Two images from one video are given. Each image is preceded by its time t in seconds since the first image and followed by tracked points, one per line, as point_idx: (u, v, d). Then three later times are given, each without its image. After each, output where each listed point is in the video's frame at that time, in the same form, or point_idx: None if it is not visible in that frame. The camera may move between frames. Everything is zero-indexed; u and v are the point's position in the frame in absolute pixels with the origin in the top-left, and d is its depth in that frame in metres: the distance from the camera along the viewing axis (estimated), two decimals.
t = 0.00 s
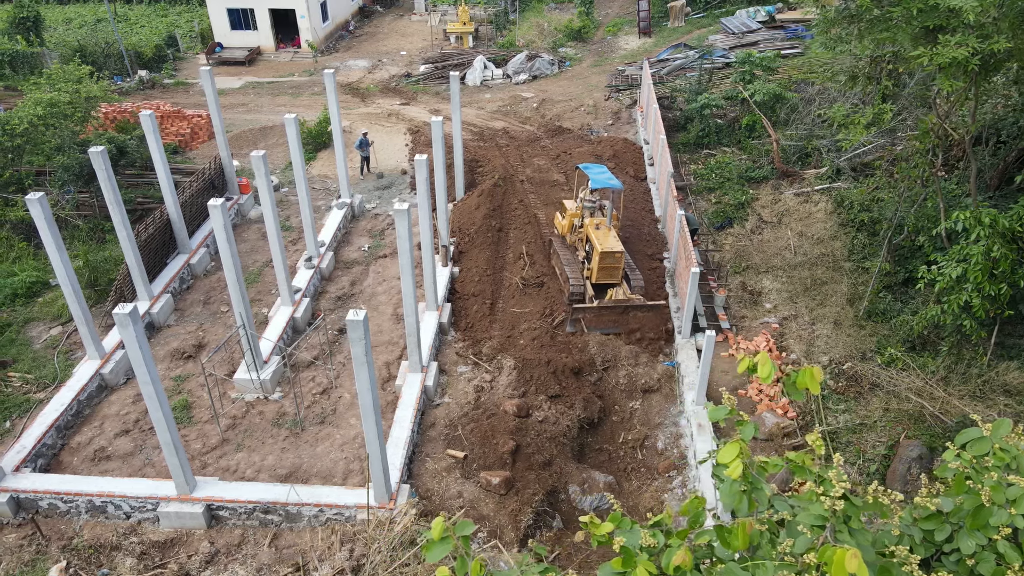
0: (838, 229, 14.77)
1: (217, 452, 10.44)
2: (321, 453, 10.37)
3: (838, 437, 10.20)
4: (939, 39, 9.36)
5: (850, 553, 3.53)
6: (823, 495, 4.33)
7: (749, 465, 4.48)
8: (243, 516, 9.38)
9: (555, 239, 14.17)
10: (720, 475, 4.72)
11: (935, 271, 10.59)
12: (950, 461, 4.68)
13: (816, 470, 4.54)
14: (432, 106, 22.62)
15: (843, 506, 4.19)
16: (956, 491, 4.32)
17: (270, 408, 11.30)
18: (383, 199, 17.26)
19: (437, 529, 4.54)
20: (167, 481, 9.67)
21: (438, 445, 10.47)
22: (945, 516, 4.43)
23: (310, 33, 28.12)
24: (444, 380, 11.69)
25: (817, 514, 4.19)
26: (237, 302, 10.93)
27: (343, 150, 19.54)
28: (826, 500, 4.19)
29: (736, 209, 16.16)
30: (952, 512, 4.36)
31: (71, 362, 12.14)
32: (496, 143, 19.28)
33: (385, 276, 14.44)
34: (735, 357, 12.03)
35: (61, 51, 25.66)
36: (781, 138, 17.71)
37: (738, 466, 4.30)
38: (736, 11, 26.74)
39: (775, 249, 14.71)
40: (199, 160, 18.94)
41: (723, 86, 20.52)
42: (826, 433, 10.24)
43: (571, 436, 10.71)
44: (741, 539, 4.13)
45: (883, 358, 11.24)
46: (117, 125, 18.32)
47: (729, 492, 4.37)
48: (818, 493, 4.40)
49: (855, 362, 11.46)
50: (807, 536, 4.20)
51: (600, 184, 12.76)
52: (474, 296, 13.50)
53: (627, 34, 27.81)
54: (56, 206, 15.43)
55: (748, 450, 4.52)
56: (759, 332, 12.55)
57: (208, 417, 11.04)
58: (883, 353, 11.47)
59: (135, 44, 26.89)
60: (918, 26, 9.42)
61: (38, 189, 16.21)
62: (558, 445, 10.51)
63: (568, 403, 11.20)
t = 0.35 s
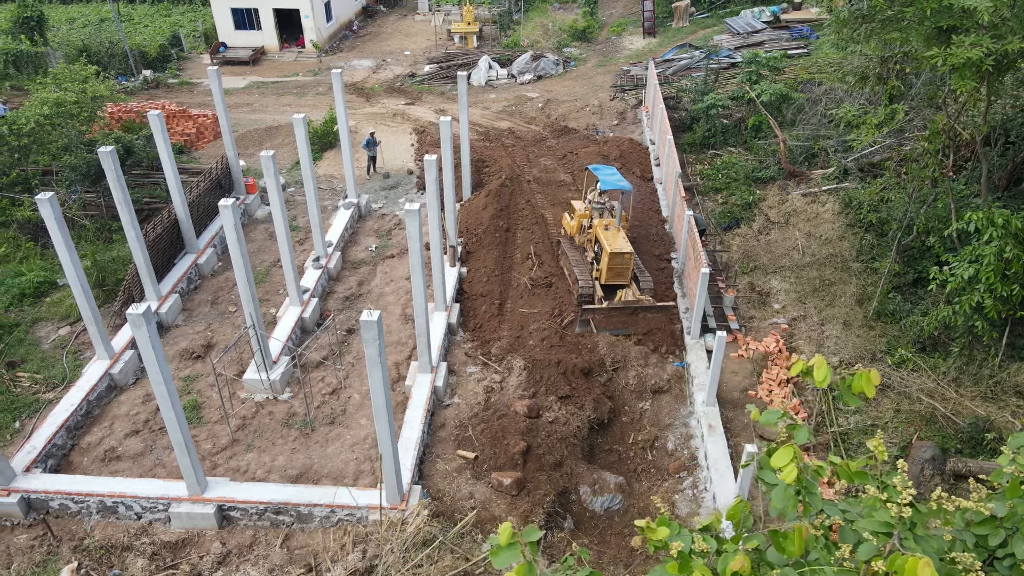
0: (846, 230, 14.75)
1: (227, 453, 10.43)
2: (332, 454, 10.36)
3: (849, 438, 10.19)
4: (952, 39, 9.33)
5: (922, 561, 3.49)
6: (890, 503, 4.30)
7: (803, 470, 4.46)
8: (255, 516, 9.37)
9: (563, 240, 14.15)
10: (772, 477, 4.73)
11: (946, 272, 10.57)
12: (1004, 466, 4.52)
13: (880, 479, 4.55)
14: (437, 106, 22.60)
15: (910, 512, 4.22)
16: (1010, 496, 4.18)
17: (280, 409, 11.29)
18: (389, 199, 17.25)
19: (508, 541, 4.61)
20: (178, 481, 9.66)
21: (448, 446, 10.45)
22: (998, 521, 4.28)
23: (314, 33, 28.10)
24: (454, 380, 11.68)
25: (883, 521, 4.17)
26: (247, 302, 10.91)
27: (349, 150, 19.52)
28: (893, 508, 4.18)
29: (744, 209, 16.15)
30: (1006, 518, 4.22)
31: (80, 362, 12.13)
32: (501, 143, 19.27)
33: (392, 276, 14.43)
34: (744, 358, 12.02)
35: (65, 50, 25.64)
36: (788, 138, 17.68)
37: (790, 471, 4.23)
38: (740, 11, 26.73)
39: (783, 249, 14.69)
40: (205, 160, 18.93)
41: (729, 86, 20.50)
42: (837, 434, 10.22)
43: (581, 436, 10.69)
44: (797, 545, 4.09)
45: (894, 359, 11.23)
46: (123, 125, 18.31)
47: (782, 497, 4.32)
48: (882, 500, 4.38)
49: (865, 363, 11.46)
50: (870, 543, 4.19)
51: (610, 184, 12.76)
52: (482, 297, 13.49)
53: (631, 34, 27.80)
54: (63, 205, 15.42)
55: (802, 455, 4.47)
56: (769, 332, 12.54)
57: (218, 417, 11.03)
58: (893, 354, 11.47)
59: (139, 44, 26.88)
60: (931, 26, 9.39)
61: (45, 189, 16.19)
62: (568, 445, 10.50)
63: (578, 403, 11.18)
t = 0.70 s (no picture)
0: (856, 230, 14.73)
1: (240, 454, 10.40)
2: (345, 455, 10.34)
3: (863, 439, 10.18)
4: (969, 40, 9.29)
5: None
6: (974, 514, 3.94)
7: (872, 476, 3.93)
8: (269, 518, 9.35)
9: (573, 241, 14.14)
10: (832, 484, 4.24)
11: (961, 273, 10.51)
12: None
13: (962, 488, 4.15)
14: (444, 106, 22.58)
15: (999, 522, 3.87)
16: None
17: (291, 410, 11.27)
18: (397, 199, 17.25)
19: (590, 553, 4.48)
20: (192, 483, 9.64)
21: (461, 447, 10.42)
22: None
23: (319, 33, 28.08)
24: (466, 381, 11.66)
25: (968, 531, 3.86)
26: (259, 303, 10.90)
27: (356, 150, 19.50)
28: (982, 518, 3.85)
29: (752, 210, 16.13)
30: None
31: (91, 363, 12.10)
32: (509, 144, 19.26)
33: (402, 277, 14.41)
34: (756, 359, 12.01)
35: (71, 51, 25.63)
36: (796, 139, 17.66)
37: (862, 479, 3.68)
38: (746, 11, 26.74)
39: (792, 250, 14.67)
40: (212, 160, 18.91)
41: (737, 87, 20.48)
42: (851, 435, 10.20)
43: (594, 438, 10.66)
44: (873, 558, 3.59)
45: (907, 361, 11.20)
46: (130, 125, 18.30)
47: (851, 505, 3.83)
48: (965, 510, 4.01)
49: (878, 364, 11.43)
50: (956, 553, 3.83)
51: (621, 185, 12.72)
52: (493, 298, 13.47)
53: (637, 34, 27.80)
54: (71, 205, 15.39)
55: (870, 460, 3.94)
56: (780, 334, 12.52)
57: (230, 418, 11.01)
58: (905, 356, 11.44)
59: (144, 44, 26.86)
60: (948, 27, 9.36)
61: (53, 189, 16.18)
62: (582, 447, 10.47)
63: (590, 405, 11.16)
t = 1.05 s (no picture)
0: (867, 231, 14.70)
1: (254, 456, 10.37)
2: (359, 457, 10.31)
3: (879, 441, 10.15)
4: (987, 41, 9.32)
5: None
6: None
7: (953, 486, 3.87)
8: (285, 520, 9.32)
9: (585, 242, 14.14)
10: (898, 490, 4.21)
11: (977, 275, 10.47)
12: None
13: None
14: (450, 106, 22.55)
15: None
16: None
17: (304, 411, 11.24)
18: (406, 200, 17.22)
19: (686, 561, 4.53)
20: (207, 484, 9.61)
21: (476, 449, 10.39)
22: None
23: (324, 33, 28.06)
24: (479, 382, 11.64)
25: None
26: (273, 304, 10.89)
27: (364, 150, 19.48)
28: None
29: (762, 211, 16.10)
30: None
31: (102, 363, 12.08)
32: (517, 144, 19.25)
33: (413, 278, 14.39)
34: (769, 360, 11.98)
35: (77, 51, 25.63)
36: (806, 139, 17.63)
37: (943, 488, 3.63)
38: (753, 11, 26.72)
39: (803, 251, 14.64)
40: (219, 160, 18.89)
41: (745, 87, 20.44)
42: (867, 437, 10.18)
43: (608, 439, 10.62)
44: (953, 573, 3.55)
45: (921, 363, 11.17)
46: (138, 125, 18.30)
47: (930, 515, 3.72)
48: None
49: (893, 365, 11.40)
50: None
51: (633, 186, 12.70)
52: (504, 298, 13.45)
53: (643, 34, 27.78)
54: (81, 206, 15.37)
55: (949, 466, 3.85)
56: (793, 335, 12.49)
57: (244, 420, 10.98)
58: (920, 357, 11.40)
59: (150, 44, 26.86)
60: (966, 28, 9.40)
61: (63, 190, 16.18)
62: (596, 448, 10.43)
63: (604, 406, 11.12)
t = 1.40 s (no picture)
0: (878, 232, 14.67)
1: (267, 457, 10.35)
2: (374, 458, 10.28)
3: (895, 442, 10.14)
4: (1005, 41, 9.36)
5: None
6: None
7: None
8: (300, 521, 9.29)
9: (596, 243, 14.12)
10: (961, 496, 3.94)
11: (992, 276, 10.43)
12: None
13: None
14: (457, 107, 22.54)
15: None
16: None
17: (317, 412, 11.22)
18: (415, 200, 17.21)
19: None
20: (222, 486, 9.58)
21: (490, 450, 10.37)
22: None
23: (330, 33, 28.05)
24: (492, 383, 11.62)
25: None
26: (287, 305, 10.87)
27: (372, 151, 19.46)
28: None
29: (772, 211, 16.08)
30: None
31: (114, 364, 12.05)
32: (525, 145, 19.24)
33: (423, 278, 14.38)
34: (783, 361, 11.95)
35: (83, 51, 25.62)
36: (815, 139, 17.62)
37: None
38: (759, 12, 26.72)
39: (814, 252, 14.61)
40: (227, 160, 18.88)
41: (753, 87, 20.43)
42: (883, 438, 10.17)
43: (623, 440, 10.58)
44: None
45: (936, 364, 11.12)
46: (146, 125, 18.32)
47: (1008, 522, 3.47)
48: None
49: (907, 366, 11.36)
50: None
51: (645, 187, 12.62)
52: (516, 299, 13.43)
53: (649, 34, 27.77)
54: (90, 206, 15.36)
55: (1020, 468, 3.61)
56: (806, 336, 12.48)
57: (257, 421, 10.95)
58: (935, 359, 11.35)
59: (156, 44, 26.85)
60: (984, 28, 9.44)
61: (72, 191, 16.16)
62: (611, 450, 10.39)
63: (618, 407, 11.09)
